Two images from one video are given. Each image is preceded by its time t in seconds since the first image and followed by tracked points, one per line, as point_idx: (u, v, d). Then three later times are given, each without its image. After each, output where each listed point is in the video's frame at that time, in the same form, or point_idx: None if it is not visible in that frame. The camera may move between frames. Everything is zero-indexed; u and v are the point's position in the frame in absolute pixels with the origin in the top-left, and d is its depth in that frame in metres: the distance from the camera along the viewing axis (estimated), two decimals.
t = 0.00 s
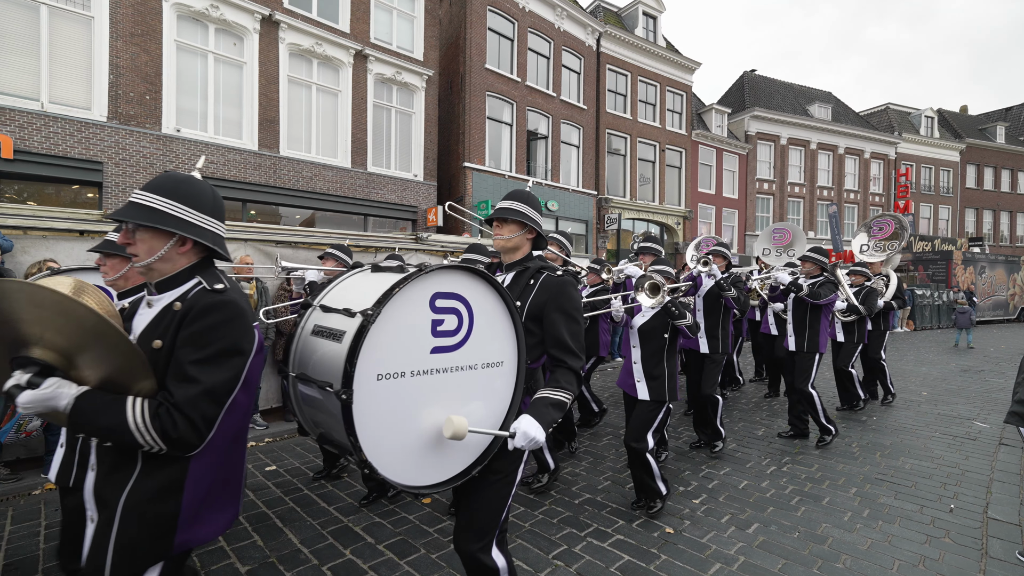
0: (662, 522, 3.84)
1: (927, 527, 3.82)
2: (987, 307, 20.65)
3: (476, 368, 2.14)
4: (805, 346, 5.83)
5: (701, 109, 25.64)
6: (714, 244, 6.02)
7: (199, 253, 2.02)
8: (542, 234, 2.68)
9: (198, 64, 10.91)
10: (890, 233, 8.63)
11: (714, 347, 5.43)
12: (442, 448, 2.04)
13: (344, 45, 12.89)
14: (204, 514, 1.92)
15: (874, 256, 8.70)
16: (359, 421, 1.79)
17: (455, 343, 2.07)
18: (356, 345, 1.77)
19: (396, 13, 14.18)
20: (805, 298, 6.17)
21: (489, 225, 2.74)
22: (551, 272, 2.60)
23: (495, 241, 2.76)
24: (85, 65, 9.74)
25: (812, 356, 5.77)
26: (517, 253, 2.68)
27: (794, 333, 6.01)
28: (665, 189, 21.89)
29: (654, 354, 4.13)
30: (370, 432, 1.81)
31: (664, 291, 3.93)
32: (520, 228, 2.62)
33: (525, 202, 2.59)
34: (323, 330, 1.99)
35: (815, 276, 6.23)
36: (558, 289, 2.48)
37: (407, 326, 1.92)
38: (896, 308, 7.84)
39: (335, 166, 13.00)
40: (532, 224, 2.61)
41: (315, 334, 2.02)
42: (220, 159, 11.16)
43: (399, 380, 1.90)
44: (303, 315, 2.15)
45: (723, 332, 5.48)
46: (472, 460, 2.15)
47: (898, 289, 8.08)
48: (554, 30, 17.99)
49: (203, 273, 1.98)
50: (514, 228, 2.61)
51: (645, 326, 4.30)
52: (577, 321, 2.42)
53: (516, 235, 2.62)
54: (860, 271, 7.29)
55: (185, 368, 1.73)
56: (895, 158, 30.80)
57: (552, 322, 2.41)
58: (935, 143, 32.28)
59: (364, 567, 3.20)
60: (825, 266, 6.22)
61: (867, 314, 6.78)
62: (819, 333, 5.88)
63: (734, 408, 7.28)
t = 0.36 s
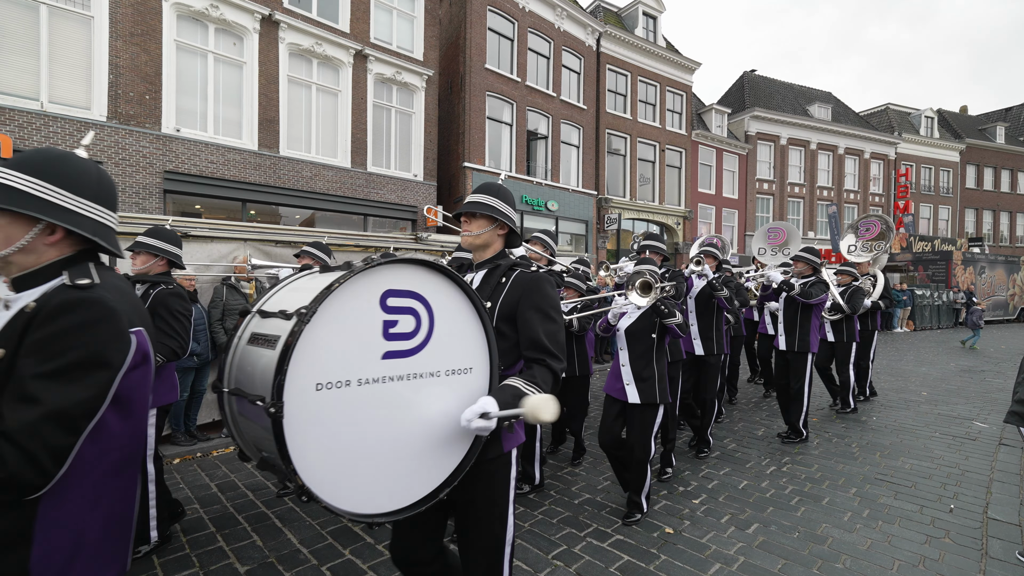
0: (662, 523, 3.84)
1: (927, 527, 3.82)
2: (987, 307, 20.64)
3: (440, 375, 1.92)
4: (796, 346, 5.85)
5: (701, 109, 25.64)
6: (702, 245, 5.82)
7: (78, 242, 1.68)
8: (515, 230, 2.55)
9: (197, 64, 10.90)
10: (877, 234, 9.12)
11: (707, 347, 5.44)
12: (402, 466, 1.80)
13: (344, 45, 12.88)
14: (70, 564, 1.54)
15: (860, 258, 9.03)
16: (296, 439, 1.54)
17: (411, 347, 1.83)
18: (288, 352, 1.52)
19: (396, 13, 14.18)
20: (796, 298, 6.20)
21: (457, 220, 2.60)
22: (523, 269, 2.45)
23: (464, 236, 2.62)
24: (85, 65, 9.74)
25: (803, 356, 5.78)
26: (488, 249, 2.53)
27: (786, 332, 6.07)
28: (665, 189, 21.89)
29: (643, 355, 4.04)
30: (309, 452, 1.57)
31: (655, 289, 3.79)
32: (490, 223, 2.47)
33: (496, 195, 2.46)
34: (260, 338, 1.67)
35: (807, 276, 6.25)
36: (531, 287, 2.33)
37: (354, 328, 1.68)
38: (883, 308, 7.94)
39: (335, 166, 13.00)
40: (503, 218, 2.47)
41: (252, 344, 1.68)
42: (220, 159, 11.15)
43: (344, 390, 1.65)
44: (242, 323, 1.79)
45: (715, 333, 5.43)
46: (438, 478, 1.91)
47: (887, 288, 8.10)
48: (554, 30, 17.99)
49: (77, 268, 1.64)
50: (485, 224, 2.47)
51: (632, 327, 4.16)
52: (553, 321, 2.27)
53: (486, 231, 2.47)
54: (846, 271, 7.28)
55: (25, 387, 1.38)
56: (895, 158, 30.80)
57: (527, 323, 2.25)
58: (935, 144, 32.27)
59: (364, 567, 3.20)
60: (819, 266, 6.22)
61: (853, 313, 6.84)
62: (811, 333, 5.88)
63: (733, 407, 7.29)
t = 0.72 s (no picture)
0: (662, 523, 3.84)
1: (927, 527, 3.82)
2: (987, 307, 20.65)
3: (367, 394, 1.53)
4: (792, 344, 5.89)
5: (701, 109, 25.65)
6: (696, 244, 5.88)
7: None
8: (470, 229, 2.24)
9: (197, 64, 10.90)
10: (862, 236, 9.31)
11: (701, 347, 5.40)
12: (314, 508, 1.40)
13: (344, 45, 12.89)
14: None
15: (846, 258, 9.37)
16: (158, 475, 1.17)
17: (332, 361, 1.44)
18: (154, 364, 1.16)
19: (396, 13, 14.18)
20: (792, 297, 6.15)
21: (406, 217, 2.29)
22: (478, 272, 2.14)
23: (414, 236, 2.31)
24: (85, 65, 9.74)
25: (802, 356, 5.88)
26: (441, 251, 2.22)
27: (782, 330, 6.04)
28: (665, 189, 21.91)
29: (628, 355, 3.92)
30: (177, 491, 1.19)
31: (644, 288, 3.68)
32: (443, 221, 2.17)
33: (447, 190, 2.15)
34: (143, 346, 1.35)
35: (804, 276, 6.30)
36: (487, 294, 2.03)
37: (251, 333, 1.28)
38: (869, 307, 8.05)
39: (335, 166, 13.01)
40: (458, 216, 2.17)
41: (135, 351, 1.36)
42: (220, 159, 11.16)
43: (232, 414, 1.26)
44: (135, 326, 1.49)
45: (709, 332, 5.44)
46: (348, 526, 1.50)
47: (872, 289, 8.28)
48: (554, 30, 17.99)
49: None
50: (437, 223, 2.16)
51: (619, 327, 4.05)
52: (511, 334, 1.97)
53: (437, 230, 2.16)
54: (833, 272, 7.03)
55: None
56: (895, 158, 30.83)
57: (479, 335, 1.95)
58: (934, 144, 32.29)
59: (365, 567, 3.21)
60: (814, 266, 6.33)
61: (837, 315, 6.61)
62: (807, 330, 5.93)
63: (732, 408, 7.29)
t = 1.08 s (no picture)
0: (662, 523, 3.85)
1: (927, 527, 3.83)
2: (987, 307, 20.65)
3: (250, 426, 1.22)
4: (787, 346, 5.97)
5: (700, 109, 25.66)
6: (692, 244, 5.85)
7: None
8: (405, 221, 1.84)
9: (197, 64, 10.90)
10: (852, 236, 9.38)
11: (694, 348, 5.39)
12: None
13: (343, 45, 12.88)
14: None
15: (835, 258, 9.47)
16: None
17: (197, 387, 1.13)
18: None
19: (396, 13, 14.18)
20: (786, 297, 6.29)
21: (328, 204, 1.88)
22: (409, 273, 1.71)
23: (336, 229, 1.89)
24: (84, 65, 9.74)
25: (794, 355, 5.90)
26: (367, 249, 1.81)
27: (777, 333, 6.15)
28: (665, 189, 21.91)
29: (619, 362, 3.81)
30: None
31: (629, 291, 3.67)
32: (369, 212, 1.77)
33: (381, 177, 1.77)
34: None
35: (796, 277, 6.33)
36: (415, 299, 1.59)
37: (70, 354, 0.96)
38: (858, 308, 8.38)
39: (335, 166, 13.01)
40: (389, 208, 1.77)
41: None
42: (220, 159, 11.16)
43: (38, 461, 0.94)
44: None
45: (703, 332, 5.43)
46: None
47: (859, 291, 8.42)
48: (554, 30, 18.00)
49: None
50: (360, 214, 1.77)
51: (608, 331, 3.96)
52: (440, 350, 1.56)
53: (362, 223, 1.76)
54: (823, 272, 7.30)
55: None
56: (894, 158, 30.82)
57: (399, 348, 1.52)
58: (934, 144, 32.30)
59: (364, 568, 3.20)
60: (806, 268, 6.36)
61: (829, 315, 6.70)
62: (802, 331, 6.02)
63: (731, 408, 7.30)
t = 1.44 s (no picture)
0: (663, 523, 3.85)
1: (927, 527, 3.84)
2: (986, 308, 20.66)
3: (17, 475, 0.86)
4: (789, 347, 5.95)
5: (700, 109, 25.67)
6: (690, 244, 5.83)
7: None
8: (303, 210, 1.54)
9: (197, 64, 10.90)
10: (850, 237, 9.37)
11: (696, 350, 5.40)
12: None
13: (344, 45, 12.89)
14: None
15: (833, 259, 9.51)
16: None
17: None
18: None
19: (396, 13, 14.19)
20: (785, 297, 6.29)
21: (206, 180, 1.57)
22: (286, 264, 1.35)
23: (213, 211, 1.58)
24: (84, 65, 9.73)
25: (797, 356, 5.96)
26: (244, 237, 1.50)
27: (778, 333, 6.10)
28: (665, 189, 21.92)
29: (612, 368, 3.73)
30: None
31: (615, 291, 3.67)
32: (249, 192, 1.47)
33: (267, 152, 1.46)
34: None
35: (793, 276, 6.41)
36: (286, 296, 1.25)
37: None
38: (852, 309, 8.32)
39: (335, 166, 13.00)
40: (275, 188, 1.46)
41: None
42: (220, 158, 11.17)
43: None
44: None
45: (707, 333, 5.42)
46: None
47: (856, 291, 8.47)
48: (554, 30, 18.01)
49: None
50: (234, 194, 1.48)
51: (597, 333, 3.86)
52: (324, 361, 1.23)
53: (239, 204, 1.46)
54: (818, 272, 7.29)
55: None
56: (894, 158, 30.83)
57: (264, 362, 1.20)
58: (934, 144, 32.33)
59: (364, 568, 3.20)
60: (803, 266, 6.43)
61: (827, 312, 6.82)
62: (803, 330, 6.00)
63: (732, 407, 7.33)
